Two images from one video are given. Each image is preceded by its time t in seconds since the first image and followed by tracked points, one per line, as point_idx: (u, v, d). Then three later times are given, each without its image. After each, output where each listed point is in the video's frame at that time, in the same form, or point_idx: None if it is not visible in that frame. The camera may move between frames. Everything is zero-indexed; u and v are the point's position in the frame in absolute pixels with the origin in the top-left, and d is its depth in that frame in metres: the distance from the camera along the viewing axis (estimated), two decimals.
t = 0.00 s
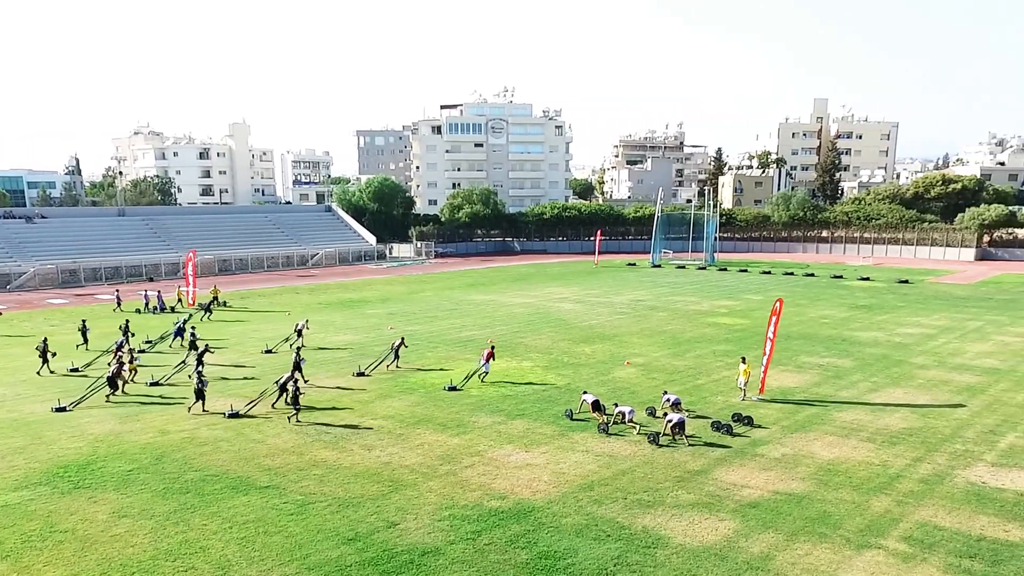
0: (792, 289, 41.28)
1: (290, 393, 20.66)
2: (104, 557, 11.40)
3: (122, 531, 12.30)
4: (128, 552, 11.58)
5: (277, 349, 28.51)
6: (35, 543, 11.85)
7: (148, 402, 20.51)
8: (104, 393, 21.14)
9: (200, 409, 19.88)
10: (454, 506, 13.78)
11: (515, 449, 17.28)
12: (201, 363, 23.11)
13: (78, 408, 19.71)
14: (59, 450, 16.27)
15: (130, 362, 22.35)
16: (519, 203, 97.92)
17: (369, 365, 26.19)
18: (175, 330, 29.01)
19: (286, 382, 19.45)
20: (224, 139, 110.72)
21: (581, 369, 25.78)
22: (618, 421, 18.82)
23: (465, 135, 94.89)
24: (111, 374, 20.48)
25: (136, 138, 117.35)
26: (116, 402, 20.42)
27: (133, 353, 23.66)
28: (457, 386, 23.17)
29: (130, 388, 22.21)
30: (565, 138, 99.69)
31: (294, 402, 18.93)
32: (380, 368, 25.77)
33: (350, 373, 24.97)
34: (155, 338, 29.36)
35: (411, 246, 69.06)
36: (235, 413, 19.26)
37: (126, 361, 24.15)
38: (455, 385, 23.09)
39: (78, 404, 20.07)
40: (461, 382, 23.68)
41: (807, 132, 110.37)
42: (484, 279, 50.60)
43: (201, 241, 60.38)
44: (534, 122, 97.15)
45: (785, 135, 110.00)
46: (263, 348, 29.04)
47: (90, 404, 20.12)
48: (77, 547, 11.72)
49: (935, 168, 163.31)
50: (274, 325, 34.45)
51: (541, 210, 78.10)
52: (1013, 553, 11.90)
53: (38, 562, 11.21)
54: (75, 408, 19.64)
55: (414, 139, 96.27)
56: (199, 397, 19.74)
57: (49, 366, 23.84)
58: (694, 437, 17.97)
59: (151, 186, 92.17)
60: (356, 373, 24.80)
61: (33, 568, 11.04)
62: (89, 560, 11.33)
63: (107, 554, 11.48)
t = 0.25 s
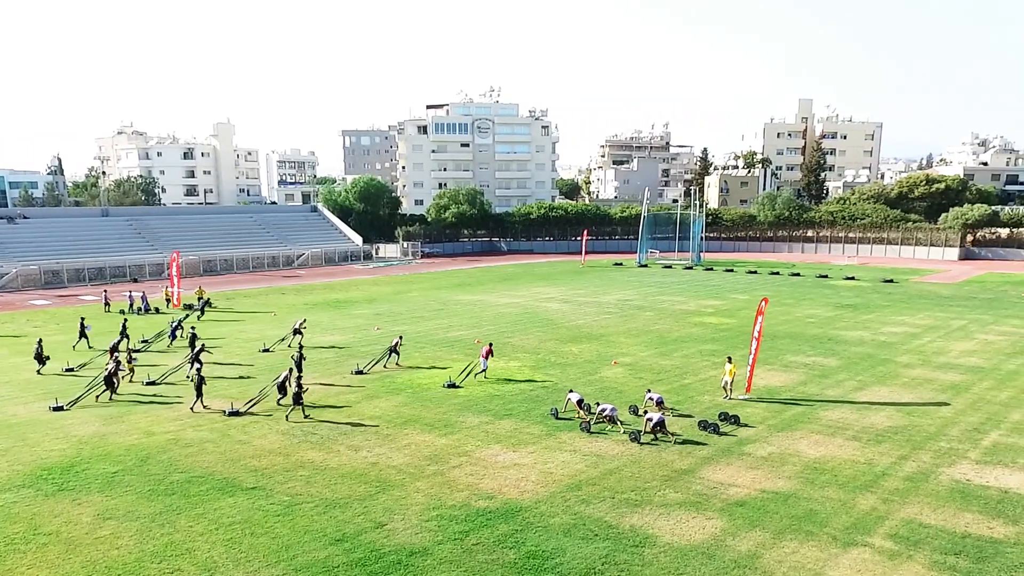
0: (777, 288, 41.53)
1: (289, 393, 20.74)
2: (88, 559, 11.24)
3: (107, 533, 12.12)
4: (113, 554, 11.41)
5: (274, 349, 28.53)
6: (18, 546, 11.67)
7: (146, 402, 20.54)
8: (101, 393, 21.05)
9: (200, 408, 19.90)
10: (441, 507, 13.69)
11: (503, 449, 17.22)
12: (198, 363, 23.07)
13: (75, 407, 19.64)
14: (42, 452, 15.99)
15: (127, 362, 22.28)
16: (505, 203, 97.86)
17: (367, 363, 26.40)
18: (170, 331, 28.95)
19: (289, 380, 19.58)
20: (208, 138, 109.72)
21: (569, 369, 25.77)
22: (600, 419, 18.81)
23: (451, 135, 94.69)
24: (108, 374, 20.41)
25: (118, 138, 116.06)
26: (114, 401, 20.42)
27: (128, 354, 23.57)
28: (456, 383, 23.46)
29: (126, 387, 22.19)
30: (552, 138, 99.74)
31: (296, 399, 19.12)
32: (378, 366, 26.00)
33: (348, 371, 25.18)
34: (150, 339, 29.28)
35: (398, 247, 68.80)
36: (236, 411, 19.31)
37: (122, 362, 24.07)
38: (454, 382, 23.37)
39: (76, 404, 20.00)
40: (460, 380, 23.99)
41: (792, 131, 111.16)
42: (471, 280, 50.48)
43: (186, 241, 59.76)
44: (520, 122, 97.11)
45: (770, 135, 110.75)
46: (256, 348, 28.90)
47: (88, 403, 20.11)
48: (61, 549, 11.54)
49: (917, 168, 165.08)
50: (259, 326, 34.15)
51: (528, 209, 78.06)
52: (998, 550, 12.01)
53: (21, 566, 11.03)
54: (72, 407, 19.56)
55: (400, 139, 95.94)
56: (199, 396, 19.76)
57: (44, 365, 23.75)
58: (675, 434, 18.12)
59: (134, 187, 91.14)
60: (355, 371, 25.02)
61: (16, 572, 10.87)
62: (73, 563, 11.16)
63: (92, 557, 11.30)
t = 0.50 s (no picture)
0: (768, 288, 41.69)
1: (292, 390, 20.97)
2: (79, 560, 11.14)
3: (98, 533, 12.02)
4: (104, 555, 11.32)
5: (278, 347, 28.71)
6: (8, 548, 11.57)
7: (149, 400, 20.63)
8: (103, 392, 21.18)
9: (204, 405, 20.12)
10: (434, 506, 13.64)
11: (495, 449, 17.19)
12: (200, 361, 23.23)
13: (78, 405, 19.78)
14: (32, 453, 15.85)
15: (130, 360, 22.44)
16: (497, 203, 97.84)
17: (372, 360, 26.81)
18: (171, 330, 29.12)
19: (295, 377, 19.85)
20: (199, 138, 109.14)
21: (561, 369, 25.76)
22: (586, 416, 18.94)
23: (443, 135, 94.57)
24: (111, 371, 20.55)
25: (108, 138, 115.27)
26: (117, 399, 20.52)
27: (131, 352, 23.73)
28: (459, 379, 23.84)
29: (129, 386, 22.27)
30: (543, 138, 99.74)
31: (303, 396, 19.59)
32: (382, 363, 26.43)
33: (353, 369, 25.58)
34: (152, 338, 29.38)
35: (390, 246, 68.67)
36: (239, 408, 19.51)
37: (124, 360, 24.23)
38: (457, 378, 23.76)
39: (78, 401, 20.14)
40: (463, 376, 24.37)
41: (784, 131, 111.64)
42: (463, 280, 50.40)
43: (177, 241, 59.38)
44: (512, 122, 97.04)
45: (762, 135, 111.16)
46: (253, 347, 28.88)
47: (91, 402, 20.21)
48: (52, 550, 11.44)
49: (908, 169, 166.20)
50: (250, 326, 33.97)
51: (520, 209, 78.00)
52: (988, 548, 12.08)
53: (10, 568, 10.94)
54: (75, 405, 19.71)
55: (392, 139, 95.74)
56: (204, 392, 19.98)
57: (46, 363, 23.88)
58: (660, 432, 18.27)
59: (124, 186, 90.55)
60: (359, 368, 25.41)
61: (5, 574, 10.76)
62: (64, 564, 11.07)
63: (83, 557, 11.22)
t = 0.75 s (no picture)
0: (762, 288, 41.77)
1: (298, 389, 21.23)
2: (72, 561, 11.07)
3: (91, 534, 11.94)
4: (98, 555, 11.25)
5: (283, 348, 28.77)
6: None
7: (153, 398, 20.74)
8: (109, 390, 21.35)
9: (213, 403, 20.38)
10: (429, 506, 13.61)
11: (490, 448, 17.17)
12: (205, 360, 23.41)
13: (84, 403, 19.94)
14: (24, 454, 15.74)
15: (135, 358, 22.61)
16: (491, 203, 97.76)
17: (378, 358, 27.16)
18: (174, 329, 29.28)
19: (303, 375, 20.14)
20: (192, 138, 108.65)
21: (556, 368, 25.74)
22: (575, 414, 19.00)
23: (437, 135, 94.48)
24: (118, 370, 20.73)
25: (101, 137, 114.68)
26: (121, 398, 20.65)
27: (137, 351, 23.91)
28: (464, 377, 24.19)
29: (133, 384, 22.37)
30: (538, 138, 99.69)
31: (313, 394, 20.54)
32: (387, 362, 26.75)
33: (358, 367, 25.89)
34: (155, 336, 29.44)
35: (384, 247, 68.54)
36: (248, 406, 19.78)
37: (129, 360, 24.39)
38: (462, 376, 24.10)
39: (84, 400, 20.31)
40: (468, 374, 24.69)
41: (778, 131, 111.96)
42: (458, 280, 50.33)
43: (170, 241, 59.10)
44: (507, 122, 96.97)
45: (756, 135, 111.44)
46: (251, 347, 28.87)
47: (96, 400, 20.36)
48: (44, 551, 11.36)
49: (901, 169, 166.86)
50: (244, 326, 33.84)
51: (515, 209, 77.97)
52: (981, 546, 12.13)
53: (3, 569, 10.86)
54: (81, 403, 19.87)
55: (386, 138, 95.59)
56: (212, 391, 20.24)
57: (49, 362, 24.00)
58: (650, 431, 18.36)
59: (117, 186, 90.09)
60: (365, 366, 25.73)
61: None
62: (57, 564, 10.99)
63: (76, 558, 11.15)
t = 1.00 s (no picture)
0: (759, 288, 41.82)
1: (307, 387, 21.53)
2: (68, 561, 11.03)
3: (87, 534, 11.89)
4: (94, 556, 11.21)
5: (280, 348, 28.74)
6: None
7: (157, 397, 20.83)
8: (117, 388, 21.58)
9: (222, 400, 20.69)
10: (425, 506, 13.59)
11: (487, 448, 17.16)
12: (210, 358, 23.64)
13: (93, 401, 20.16)
14: (19, 454, 15.68)
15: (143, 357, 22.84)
16: (488, 203, 97.74)
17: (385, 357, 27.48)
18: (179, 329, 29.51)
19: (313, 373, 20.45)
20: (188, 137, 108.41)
21: (553, 368, 25.73)
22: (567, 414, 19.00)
23: (433, 135, 94.46)
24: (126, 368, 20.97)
25: (97, 137, 114.42)
26: (126, 396, 20.80)
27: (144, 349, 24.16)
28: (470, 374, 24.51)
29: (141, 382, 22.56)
30: (534, 138, 99.70)
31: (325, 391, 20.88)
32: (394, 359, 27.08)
33: (366, 364, 26.22)
34: (163, 335, 29.64)
35: (381, 247, 68.46)
36: (257, 403, 20.09)
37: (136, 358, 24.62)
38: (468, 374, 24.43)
39: (93, 397, 20.54)
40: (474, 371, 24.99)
41: (774, 132, 112.12)
42: (454, 279, 50.29)
43: (166, 241, 58.96)
44: (503, 122, 96.95)
45: (752, 135, 111.60)
46: (248, 347, 28.81)
47: (104, 398, 20.57)
48: (40, 552, 11.32)
49: (897, 169, 167.25)
50: (241, 326, 33.77)
51: (511, 209, 77.97)
52: (977, 545, 12.17)
53: None
54: (90, 401, 20.09)
55: (382, 138, 95.51)
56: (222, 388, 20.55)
57: (56, 361, 24.19)
58: (642, 429, 18.47)
59: (113, 186, 89.87)
60: (372, 363, 26.06)
61: None
62: (53, 565, 10.96)
63: (72, 558, 11.11)
